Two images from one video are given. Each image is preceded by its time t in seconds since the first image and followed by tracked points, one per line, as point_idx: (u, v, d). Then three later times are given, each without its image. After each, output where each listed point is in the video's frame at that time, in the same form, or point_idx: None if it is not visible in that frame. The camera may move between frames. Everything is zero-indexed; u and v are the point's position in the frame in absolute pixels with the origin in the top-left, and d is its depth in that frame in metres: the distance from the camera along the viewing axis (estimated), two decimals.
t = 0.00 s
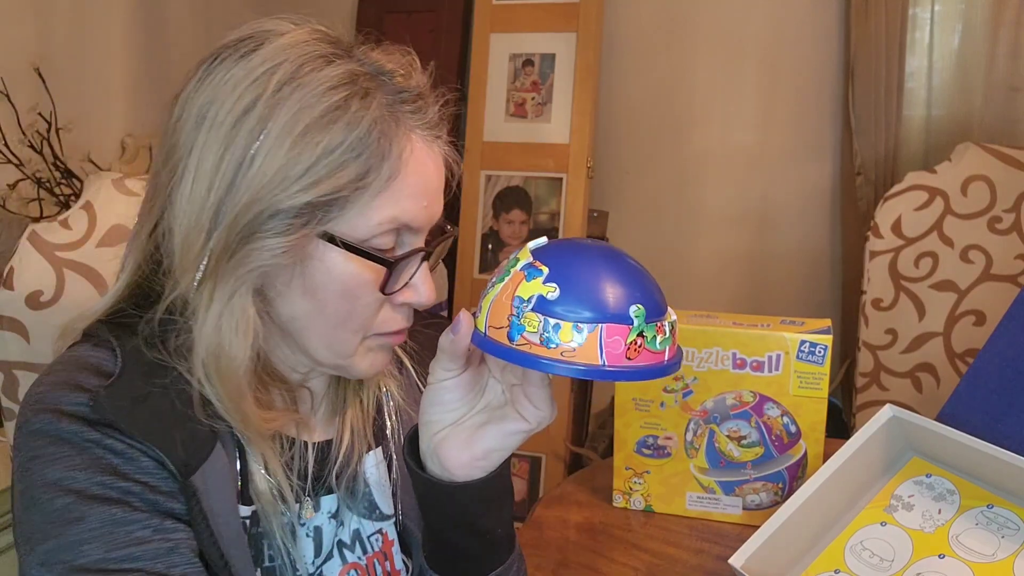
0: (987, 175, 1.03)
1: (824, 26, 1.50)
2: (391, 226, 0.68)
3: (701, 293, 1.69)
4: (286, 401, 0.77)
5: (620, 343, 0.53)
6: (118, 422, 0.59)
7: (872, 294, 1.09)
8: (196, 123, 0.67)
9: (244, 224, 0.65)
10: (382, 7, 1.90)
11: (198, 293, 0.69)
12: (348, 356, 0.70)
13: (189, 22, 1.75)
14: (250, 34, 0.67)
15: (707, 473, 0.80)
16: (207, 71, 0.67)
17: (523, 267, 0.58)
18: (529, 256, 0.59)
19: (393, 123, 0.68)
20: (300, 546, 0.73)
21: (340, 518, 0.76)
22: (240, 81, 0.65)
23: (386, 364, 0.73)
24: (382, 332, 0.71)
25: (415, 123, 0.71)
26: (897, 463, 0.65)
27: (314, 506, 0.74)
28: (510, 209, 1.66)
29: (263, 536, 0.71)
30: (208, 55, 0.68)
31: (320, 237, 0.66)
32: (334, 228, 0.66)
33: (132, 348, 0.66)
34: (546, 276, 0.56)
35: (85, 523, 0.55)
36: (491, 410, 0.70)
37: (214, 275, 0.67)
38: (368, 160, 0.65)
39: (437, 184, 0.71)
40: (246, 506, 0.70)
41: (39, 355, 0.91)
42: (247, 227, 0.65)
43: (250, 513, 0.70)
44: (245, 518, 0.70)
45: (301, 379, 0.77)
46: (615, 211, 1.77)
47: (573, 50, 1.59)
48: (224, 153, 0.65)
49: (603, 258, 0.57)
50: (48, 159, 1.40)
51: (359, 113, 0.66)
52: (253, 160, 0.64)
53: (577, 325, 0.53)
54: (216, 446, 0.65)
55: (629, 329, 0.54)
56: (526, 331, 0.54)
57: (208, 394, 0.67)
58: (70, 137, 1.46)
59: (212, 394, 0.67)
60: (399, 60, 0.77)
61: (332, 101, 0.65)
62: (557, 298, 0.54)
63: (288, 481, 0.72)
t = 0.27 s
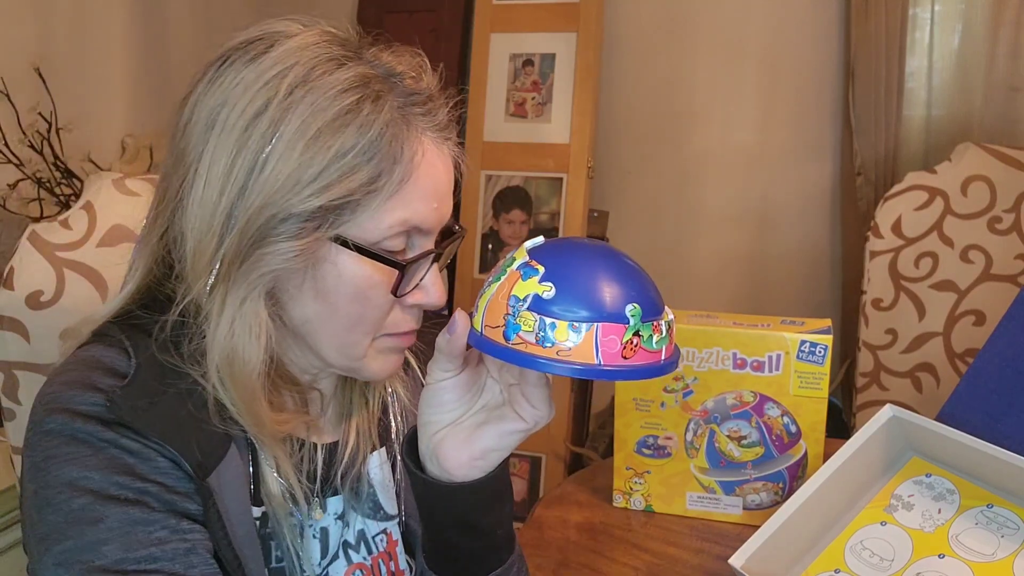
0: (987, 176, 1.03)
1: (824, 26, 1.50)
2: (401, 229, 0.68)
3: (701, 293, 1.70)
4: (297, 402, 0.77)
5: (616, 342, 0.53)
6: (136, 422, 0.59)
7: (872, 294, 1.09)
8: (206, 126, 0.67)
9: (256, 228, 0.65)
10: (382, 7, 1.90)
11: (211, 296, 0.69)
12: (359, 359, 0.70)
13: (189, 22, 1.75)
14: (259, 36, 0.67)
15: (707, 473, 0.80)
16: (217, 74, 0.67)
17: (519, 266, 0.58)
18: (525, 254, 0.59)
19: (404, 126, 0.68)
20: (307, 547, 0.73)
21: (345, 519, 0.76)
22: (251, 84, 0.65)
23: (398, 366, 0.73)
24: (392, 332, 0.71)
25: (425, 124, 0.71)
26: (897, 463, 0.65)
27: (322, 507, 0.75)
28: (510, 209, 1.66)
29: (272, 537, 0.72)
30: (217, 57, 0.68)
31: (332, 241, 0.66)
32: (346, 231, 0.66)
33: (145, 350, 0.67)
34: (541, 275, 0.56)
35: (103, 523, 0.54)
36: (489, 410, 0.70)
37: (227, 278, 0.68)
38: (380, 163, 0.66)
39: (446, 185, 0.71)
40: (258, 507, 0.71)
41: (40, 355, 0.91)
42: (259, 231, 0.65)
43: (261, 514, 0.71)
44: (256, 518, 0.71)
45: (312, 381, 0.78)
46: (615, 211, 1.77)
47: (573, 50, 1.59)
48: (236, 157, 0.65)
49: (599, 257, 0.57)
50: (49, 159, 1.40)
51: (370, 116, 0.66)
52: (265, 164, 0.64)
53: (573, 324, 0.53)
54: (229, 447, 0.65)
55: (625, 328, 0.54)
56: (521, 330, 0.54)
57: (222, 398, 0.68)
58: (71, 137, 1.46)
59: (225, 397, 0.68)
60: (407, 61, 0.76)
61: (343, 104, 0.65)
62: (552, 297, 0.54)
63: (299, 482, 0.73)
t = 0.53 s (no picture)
0: (988, 176, 1.03)
1: (824, 26, 1.50)
2: (408, 226, 0.68)
3: (701, 293, 1.69)
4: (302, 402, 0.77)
5: (601, 343, 0.53)
6: (148, 422, 0.59)
7: (872, 294, 1.09)
8: (213, 124, 0.66)
9: (264, 225, 0.65)
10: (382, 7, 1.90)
11: (218, 294, 0.69)
12: (364, 357, 0.71)
13: (190, 22, 1.75)
14: (265, 34, 0.67)
15: (707, 473, 0.80)
16: (224, 73, 0.67)
17: (506, 267, 0.58)
18: (512, 255, 0.59)
19: (409, 122, 0.68)
20: (312, 547, 0.74)
21: (349, 520, 0.76)
22: (257, 81, 0.65)
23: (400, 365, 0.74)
24: (397, 330, 0.71)
25: (431, 122, 0.71)
26: (897, 463, 0.65)
27: (327, 507, 0.75)
28: (510, 209, 1.66)
29: (280, 536, 0.72)
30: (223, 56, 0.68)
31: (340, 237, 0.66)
32: (352, 227, 0.66)
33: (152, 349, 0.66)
34: (527, 276, 0.56)
35: (117, 522, 0.54)
36: (480, 410, 0.70)
37: (234, 277, 0.68)
38: (386, 159, 0.66)
39: (451, 184, 0.71)
40: (266, 507, 0.71)
41: (40, 355, 0.91)
42: (266, 228, 0.65)
43: (269, 513, 0.71)
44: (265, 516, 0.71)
45: (317, 381, 0.78)
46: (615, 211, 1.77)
47: (573, 50, 1.59)
48: (243, 154, 0.64)
49: (586, 258, 0.57)
50: (49, 159, 1.40)
51: (377, 112, 0.66)
52: (272, 160, 0.64)
53: (558, 325, 0.53)
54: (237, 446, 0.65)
55: (610, 329, 0.54)
56: (506, 331, 0.54)
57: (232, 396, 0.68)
58: (70, 137, 1.46)
59: (234, 394, 0.68)
60: (412, 58, 0.76)
61: (350, 100, 0.65)
62: (538, 298, 0.54)
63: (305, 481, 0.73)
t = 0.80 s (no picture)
0: (988, 176, 1.03)
1: (824, 25, 1.50)
2: (413, 223, 0.68)
3: (701, 293, 1.69)
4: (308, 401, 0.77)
5: (608, 339, 0.53)
6: (159, 421, 0.59)
7: (872, 294, 1.09)
8: (218, 124, 0.66)
9: (270, 223, 0.65)
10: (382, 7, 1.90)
11: (225, 294, 0.69)
12: (366, 356, 0.70)
13: (190, 22, 1.75)
14: (268, 35, 0.68)
15: (707, 473, 0.80)
16: (228, 72, 0.67)
17: (512, 263, 0.58)
18: (518, 252, 0.59)
19: (414, 120, 0.68)
20: (316, 547, 0.74)
21: (352, 520, 0.77)
22: (262, 80, 0.65)
23: (402, 365, 0.73)
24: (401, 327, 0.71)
25: (435, 120, 0.71)
26: (897, 463, 0.65)
27: (330, 507, 0.75)
28: (510, 209, 1.66)
29: (285, 536, 0.72)
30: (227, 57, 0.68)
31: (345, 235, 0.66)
32: (359, 225, 0.66)
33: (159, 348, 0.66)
34: (534, 272, 0.56)
35: (129, 521, 0.54)
36: (483, 408, 0.70)
37: (241, 276, 0.68)
38: (391, 156, 0.66)
39: (455, 182, 0.71)
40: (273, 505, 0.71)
41: (40, 355, 0.91)
42: (273, 226, 0.65)
43: (276, 510, 0.71)
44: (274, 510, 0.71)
45: (323, 381, 0.78)
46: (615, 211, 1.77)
47: (573, 50, 1.59)
48: (248, 153, 0.64)
49: (592, 255, 0.57)
50: (49, 159, 1.40)
51: (382, 110, 0.66)
52: (279, 159, 0.64)
53: (565, 321, 0.53)
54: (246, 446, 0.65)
55: (617, 325, 0.54)
56: (513, 327, 0.54)
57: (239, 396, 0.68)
58: (70, 137, 1.46)
59: (242, 395, 0.68)
60: (415, 57, 0.76)
61: (355, 98, 0.65)
62: (544, 294, 0.54)
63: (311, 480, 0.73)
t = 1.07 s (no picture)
0: (987, 176, 1.03)
1: (824, 26, 1.50)
2: (420, 226, 0.68)
3: (701, 293, 1.69)
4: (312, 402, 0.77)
5: (613, 336, 0.53)
6: (166, 419, 0.59)
7: (872, 294, 1.09)
8: (225, 126, 0.66)
9: (279, 227, 0.65)
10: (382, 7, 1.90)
11: (233, 297, 0.69)
12: (374, 355, 0.71)
13: (190, 22, 1.75)
14: (275, 36, 0.67)
15: (707, 473, 0.80)
16: (236, 74, 0.66)
17: (518, 261, 0.58)
18: (524, 250, 0.59)
19: (423, 124, 0.68)
20: (317, 548, 0.74)
21: (353, 519, 0.77)
22: (271, 83, 0.64)
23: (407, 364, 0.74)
24: (406, 329, 0.71)
25: (442, 124, 0.72)
26: (897, 463, 0.65)
27: (332, 507, 0.75)
28: (510, 209, 1.66)
29: (287, 536, 0.72)
30: (233, 57, 0.68)
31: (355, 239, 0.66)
32: (368, 229, 0.66)
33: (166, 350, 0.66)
34: (540, 269, 0.56)
35: (138, 519, 0.54)
36: (487, 405, 0.70)
37: (249, 280, 0.67)
38: (401, 160, 0.66)
39: (461, 186, 0.72)
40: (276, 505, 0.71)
41: (40, 355, 0.91)
42: (282, 230, 0.65)
43: (279, 510, 0.71)
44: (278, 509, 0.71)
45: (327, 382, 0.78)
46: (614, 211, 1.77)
47: (573, 50, 1.58)
48: (258, 157, 0.64)
49: (597, 253, 0.57)
50: (48, 159, 1.40)
51: (391, 114, 0.66)
52: (288, 162, 0.64)
53: (571, 318, 0.53)
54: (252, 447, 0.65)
55: (622, 323, 0.54)
56: (519, 324, 0.54)
57: (248, 399, 0.67)
58: (70, 137, 1.46)
59: (250, 399, 0.68)
60: (421, 59, 0.76)
61: (365, 103, 0.65)
62: (550, 292, 0.54)
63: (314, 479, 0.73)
